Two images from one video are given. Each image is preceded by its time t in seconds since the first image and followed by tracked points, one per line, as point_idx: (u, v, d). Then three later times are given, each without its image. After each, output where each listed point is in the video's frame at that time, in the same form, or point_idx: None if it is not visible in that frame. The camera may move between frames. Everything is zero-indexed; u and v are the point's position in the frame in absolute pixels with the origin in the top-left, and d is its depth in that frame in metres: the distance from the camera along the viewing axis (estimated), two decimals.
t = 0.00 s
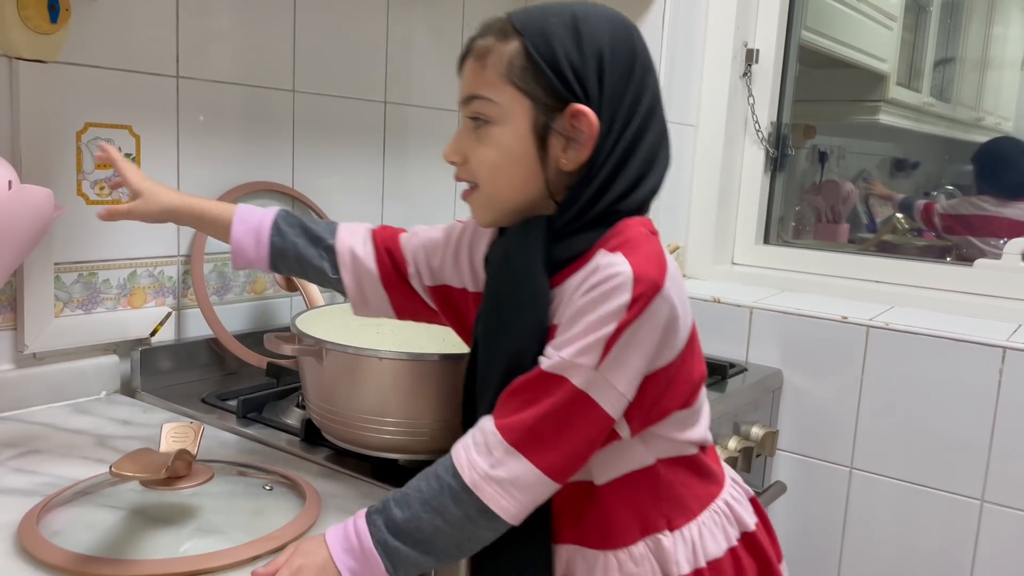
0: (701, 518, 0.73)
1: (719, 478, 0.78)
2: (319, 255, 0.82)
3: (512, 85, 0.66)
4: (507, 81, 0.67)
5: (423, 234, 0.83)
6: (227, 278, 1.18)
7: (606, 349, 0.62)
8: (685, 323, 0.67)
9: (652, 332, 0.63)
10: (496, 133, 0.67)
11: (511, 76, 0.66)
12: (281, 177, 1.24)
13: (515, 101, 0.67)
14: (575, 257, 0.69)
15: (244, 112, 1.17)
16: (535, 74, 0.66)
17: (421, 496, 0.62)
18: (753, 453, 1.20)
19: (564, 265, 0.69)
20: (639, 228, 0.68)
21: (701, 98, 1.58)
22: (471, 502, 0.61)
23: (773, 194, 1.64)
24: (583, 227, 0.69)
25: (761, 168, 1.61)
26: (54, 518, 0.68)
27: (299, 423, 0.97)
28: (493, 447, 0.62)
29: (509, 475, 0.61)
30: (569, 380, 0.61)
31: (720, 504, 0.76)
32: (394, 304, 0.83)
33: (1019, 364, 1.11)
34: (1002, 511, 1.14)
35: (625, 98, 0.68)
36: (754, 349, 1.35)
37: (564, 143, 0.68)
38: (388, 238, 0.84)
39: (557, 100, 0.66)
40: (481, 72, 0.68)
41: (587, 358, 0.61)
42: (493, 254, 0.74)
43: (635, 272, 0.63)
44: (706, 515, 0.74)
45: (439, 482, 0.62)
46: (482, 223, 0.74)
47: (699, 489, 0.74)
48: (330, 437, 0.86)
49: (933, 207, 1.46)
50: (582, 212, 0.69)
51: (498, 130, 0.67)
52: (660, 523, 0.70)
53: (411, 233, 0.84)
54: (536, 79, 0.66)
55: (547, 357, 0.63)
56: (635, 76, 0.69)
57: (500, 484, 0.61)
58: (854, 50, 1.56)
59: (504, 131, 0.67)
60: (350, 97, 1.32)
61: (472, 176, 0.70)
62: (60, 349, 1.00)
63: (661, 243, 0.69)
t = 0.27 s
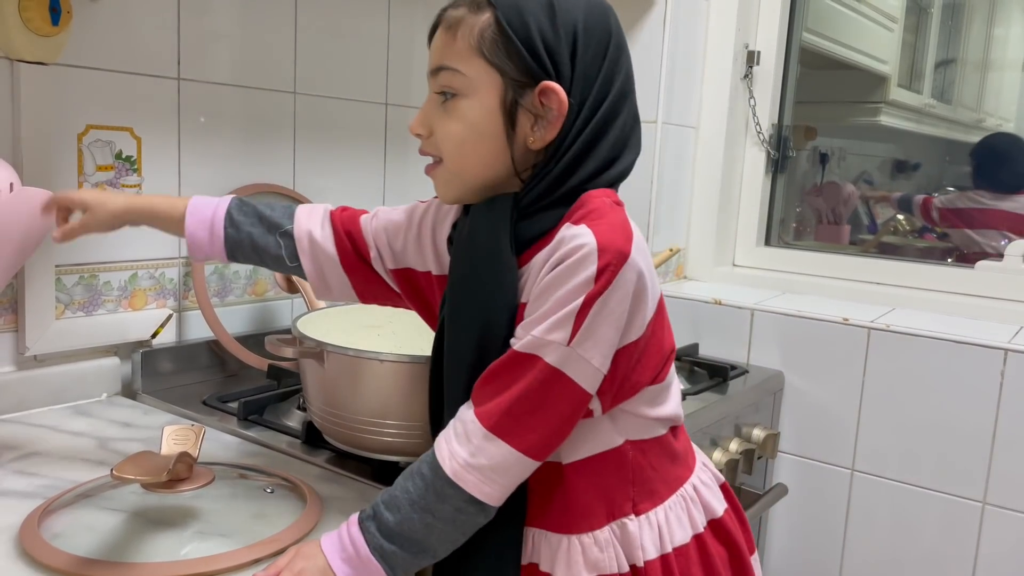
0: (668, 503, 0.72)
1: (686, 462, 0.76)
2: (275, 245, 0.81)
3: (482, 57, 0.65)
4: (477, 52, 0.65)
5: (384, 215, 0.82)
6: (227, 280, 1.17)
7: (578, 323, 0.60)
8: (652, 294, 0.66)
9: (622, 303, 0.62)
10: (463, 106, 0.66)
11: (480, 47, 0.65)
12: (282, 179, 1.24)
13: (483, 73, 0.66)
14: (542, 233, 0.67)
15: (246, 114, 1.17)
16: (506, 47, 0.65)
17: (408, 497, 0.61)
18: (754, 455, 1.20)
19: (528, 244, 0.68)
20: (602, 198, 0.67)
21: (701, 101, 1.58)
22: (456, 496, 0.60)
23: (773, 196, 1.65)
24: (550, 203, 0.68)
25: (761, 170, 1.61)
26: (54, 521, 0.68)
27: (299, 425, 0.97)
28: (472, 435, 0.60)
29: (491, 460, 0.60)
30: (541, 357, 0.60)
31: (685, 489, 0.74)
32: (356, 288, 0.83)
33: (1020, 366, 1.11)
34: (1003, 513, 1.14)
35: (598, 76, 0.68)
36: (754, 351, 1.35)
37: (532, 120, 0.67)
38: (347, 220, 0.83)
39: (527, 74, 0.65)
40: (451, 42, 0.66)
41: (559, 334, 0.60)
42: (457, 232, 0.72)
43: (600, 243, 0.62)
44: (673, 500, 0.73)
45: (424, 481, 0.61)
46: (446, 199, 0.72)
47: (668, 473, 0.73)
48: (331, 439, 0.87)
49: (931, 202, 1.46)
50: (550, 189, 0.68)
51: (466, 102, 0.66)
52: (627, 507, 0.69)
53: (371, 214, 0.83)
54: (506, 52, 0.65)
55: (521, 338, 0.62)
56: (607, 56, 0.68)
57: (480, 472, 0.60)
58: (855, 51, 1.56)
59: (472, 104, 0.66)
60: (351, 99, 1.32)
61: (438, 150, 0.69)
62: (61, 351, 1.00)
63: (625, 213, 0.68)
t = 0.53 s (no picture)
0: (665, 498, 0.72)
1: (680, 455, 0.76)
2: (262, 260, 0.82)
3: (467, 55, 0.65)
4: (463, 50, 0.65)
5: (371, 220, 0.83)
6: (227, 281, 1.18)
7: (571, 323, 0.60)
8: (643, 290, 0.66)
9: (614, 300, 0.62)
10: (448, 104, 0.66)
11: (465, 45, 0.65)
12: (283, 180, 1.24)
13: (468, 72, 0.65)
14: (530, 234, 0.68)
15: (246, 115, 1.17)
16: (492, 45, 0.64)
17: (409, 503, 0.61)
18: (754, 457, 1.20)
19: (517, 244, 0.68)
20: (587, 195, 0.67)
21: (701, 104, 1.58)
22: (457, 500, 0.60)
23: (774, 197, 1.65)
24: (538, 203, 0.68)
25: (762, 171, 1.61)
26: (54, 523, 0.68)
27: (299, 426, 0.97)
28: (472, 442, 0.60)
29: (493, 464, 0.60)
30: (538, 360, 0.60)
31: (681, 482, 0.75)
32: (347, 297, 0.83)
33: (1020, 367, 1.11)
34: (1003, 515, 1.14)
35: (586, 75, 0.67)
36: (755, 352, 1.35)
37: (518, 121, 0.67)
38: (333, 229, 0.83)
39: (513, 74, 0.65)
40: (436, 39, 0.66)
41: (552, 335, 0.60)
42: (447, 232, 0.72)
43: (588, 242, 0.62)
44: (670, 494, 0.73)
45: (424, 487, 0.61)
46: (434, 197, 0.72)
47: (664, 468, 0.73)
48: (332, 439, 0.87)
49: (929, 205, 1.46)
50: (538, 189, 0.68)
51: (450, 101, 0.66)
52: (627, 503, 0.69)
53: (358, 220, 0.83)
54: (491, 51, 0.65)
55: (517, 341, 0.62)
56: (595, 55, 0.68)
57: (481, 477, 0.60)
58: (855, 53, 1.56)
59: (456, 103, 0.66)
60: (352, 101, 1.33)
61: (423, 147, 0.69)
62: (62, 353, 1.01)
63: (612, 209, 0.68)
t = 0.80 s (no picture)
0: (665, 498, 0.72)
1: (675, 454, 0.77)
2: (250, 260, 0.81)
3: (450, 81, 0.64)
4: (444, 75, 0.64)
5: (358, 227, 0.82)
6: (228, 283, 1.18)
7: (581, 340, 0.61)
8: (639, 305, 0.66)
9: (618, 314, 0.63)
10: (431, 129, 0.66)
11: (447, 72, 0.64)
12: (283, 181, 1.24)
13: (451, 98, 0.65)
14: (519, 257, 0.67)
15: (247, 117, 1.17)
16: (473, 73, 0.63)
17: (420, 514, 0.60)
18: (754, 458, 1.20)
19: (507, 265, 0.67)
20: (580, 212, 0.67)
21: (701, 106, 1.58)
22: (470, 516, 0.60)
23: (774, 199, 1.65)
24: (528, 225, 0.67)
25: (761, 173, 1.62)
26: (57, 524, 0.68)
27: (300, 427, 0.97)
28: (486, 458, 0.60)
29: (511, 482, 0.60)
30: (550, 378, 0.60)
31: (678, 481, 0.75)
32: (335, 304, 0.83)
33: (1020, 368, 1.11)
34: (1003, 516, 1.14)
35: (570, 97, 0.66)
36: (755, 354, 1.36)
37: (502, 146, 0.66)
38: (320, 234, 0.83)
39: (496, 101, 0.64)
40: (417, 63, 0.65)
41: (564, 353, 0.61)
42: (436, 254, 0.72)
43: (592, 262, 0.62)
44: (670, 493, 0.73)
45: (436, 500, 0.60)
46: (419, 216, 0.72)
47: (663, 468, 0.73)
48: (334, 441, 0.87)
49: (924, 207, 1.47)
50: (529, 213, 0.67)
51: (432, 124, 0.66)
52: (631, 505, 0.69)
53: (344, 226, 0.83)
54: (473, 78, 0.63)
55: (524, 361, 0.62)
56: (579, 77, 0.66)
57: (498, 494, 0.60)
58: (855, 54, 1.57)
59: (439, 127, 0.65)
60: (352, 102, 1.33)
61: (406, 169, 0.69)
62: (63, 354, 1.01)
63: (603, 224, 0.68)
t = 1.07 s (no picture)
0: (665, 489, 0.72)
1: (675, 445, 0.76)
2: (258, 238, 0.81)
3: (455, 77, 0.64)
4: (449, 72, 0.64)
5: (367, 212, 0.82)
6: (228, 283, 1.18)
7: (580, 336, 0.61)
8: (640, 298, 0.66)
9: (618, 310, 0.63)
10: (437, 125, 0.66)
11: (451, 68, 0.64)
12: (283, 182, 1.24)
13: (456, 94, 0.64)
14: (524, 250, 0.67)
15: (247, 117, 1.17)
16: (477, 68, 0.63)
17: (420, 511, 0.60)
18: (754, 459, 1.20)
19: (511, 257, 0.68)
20: (584, 207, 0.67)
21: (700, 107, 1.59)
22: (471, 510, 0.60)
23: (773, 200, 1.65)
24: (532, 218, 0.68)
25: (761, 174, 1.62)
26: (56, 524, 0.68)
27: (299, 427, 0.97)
28: (485, 452, 0.60)
29: (512, 475, 0.60)
30: (550, 373, 0.60)
31: (678, 473, 0.75)
32: (341, 288, 0.83)
33: (1020, 369, 1.11)
34: (1003, 517, 1.14)
35: (574, 90, 0.66)
36: (755, 355, 1.36)
37: (508, 141, 0.66)
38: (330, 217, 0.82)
39: (501, 96, 0.64)
40: (421, 60, 0.65)
41: (563, 348, 0.60)
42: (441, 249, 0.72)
43: (593, 258, 0.62)
44: (669, 484, 0.73)
45: (436, 496, 0.60)
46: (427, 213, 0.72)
47: (663, 460, 0.73)
48: (334, 442, 0.87)
49: (924, 205, 1.47)
50: (533, 205, 0.67)
51: (439, 121, 0.65)
52: (630, 496, 0.69)
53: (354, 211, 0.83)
54: (478, 73, 0.63)
55: (524, 355, 0.62)
56: (582, 70, 0.67)
57: (499, 488, 0.60)
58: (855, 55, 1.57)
59: (445, 124, 0.65)
60: (352, 103, 1.33)
61: (413, 166, 0.69)
62: (62, 354, 1.01)
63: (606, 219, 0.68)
